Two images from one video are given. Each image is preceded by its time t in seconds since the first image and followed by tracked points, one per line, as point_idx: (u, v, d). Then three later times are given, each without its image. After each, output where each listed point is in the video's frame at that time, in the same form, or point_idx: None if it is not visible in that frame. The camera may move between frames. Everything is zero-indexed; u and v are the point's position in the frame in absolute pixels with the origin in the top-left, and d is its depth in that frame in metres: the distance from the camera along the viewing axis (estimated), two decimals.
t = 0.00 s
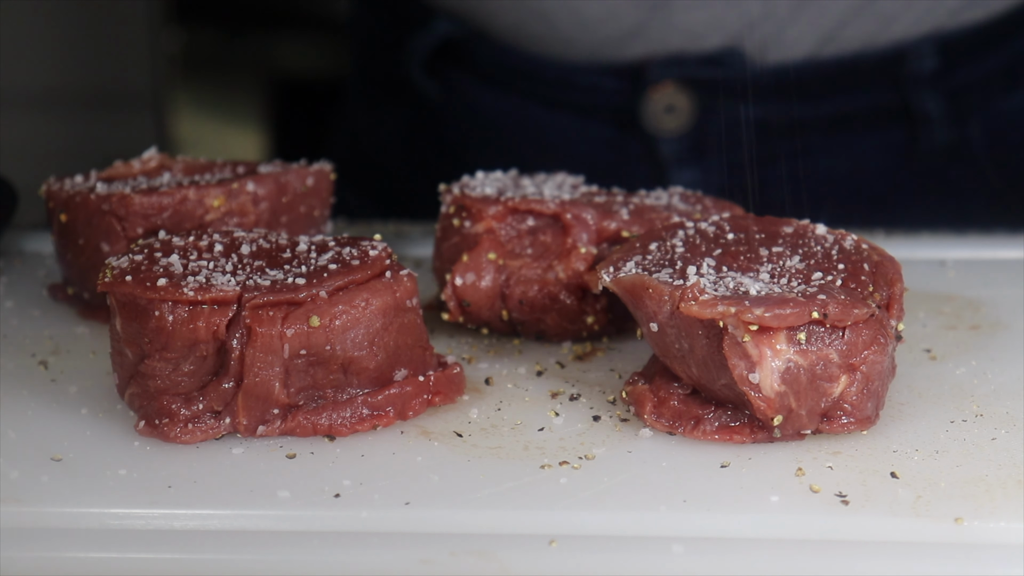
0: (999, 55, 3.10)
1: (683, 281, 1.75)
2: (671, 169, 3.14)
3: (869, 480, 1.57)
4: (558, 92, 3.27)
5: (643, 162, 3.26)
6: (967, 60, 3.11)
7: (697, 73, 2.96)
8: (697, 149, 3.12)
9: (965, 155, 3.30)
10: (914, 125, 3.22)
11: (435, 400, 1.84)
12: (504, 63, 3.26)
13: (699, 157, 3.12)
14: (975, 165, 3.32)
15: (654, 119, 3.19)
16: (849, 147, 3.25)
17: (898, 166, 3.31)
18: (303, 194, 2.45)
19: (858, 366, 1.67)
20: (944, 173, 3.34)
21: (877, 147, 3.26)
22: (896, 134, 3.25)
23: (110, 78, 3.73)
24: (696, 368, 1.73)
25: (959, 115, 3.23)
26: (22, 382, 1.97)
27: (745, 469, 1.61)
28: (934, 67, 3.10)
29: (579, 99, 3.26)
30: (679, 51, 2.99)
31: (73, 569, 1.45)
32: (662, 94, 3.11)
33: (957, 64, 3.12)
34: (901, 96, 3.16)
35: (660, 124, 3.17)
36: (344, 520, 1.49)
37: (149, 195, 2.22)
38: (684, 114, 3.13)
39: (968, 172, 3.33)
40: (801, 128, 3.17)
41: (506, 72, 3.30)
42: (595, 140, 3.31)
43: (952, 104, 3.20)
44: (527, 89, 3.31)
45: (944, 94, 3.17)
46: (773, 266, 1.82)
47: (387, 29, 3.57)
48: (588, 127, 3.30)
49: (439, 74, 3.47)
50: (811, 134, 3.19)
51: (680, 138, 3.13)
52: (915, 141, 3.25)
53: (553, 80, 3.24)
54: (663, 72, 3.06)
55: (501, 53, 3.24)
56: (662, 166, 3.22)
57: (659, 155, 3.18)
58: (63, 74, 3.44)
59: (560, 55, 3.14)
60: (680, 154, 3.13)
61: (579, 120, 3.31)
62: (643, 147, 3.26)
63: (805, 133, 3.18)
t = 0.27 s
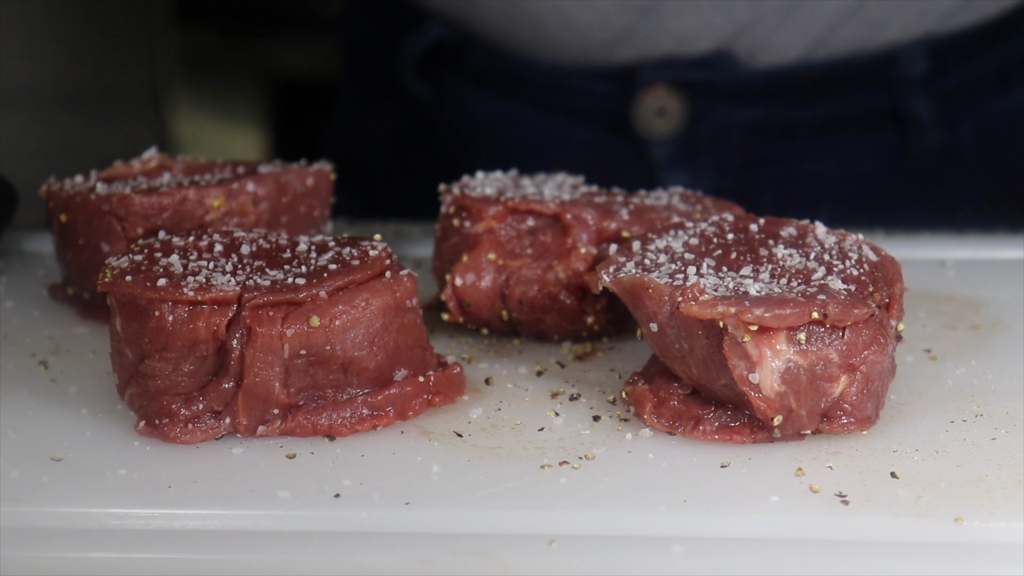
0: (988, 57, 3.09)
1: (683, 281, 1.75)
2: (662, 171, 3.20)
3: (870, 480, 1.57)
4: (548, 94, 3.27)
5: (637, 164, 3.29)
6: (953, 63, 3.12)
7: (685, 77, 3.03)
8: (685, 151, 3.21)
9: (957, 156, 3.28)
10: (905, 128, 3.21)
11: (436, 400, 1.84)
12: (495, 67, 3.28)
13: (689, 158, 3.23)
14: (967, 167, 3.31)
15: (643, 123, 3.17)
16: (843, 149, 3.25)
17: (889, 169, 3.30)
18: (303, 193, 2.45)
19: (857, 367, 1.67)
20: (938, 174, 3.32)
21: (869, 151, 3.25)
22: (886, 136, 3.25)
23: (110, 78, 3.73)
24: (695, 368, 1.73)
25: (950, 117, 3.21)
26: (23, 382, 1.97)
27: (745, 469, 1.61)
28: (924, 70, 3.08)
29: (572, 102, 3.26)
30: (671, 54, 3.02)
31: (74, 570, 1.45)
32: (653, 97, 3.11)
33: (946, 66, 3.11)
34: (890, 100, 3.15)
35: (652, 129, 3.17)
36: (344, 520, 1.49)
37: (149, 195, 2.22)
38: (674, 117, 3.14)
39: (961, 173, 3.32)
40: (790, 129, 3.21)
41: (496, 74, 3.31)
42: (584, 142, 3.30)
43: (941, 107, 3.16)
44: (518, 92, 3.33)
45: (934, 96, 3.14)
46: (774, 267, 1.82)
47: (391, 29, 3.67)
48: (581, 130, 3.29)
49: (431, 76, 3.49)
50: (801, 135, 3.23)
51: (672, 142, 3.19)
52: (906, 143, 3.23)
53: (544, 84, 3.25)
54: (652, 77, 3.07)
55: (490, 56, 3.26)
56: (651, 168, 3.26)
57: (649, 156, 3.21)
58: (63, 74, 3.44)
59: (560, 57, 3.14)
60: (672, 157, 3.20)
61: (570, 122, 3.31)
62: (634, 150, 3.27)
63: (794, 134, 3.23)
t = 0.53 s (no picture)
0: (964, 50, 3.07)
1: (684, 281, 1.75)
2: (638, 162, 3.23)
3: (870, 480, 1.57)
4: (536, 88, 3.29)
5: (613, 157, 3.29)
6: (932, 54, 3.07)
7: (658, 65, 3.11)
8: (663, 142, 3.24)
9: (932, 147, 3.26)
10: (879, 120, 3.19)
11: (435, 400, 1.84)
12: (478, 60, 3.30)
13: (667, 149, 3.25)
14: (941, 158, 3.29)
15: (619, 115, 3.22)
16: (815, 141, 3.26)
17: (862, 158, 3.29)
18: (303, 193, 2.45)
19: (857, 367, 1.67)
20: (912, 165, 3.31)
21: (839, 141, 3.25)
22: (860, 127, 3.22)
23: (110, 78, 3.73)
24: (695, 368, 1.73)
25: (926, 109, 3.18)
26: (23, 382, 1.97)
27: (745, 469, 1.61)
28: (899, 61, 3.05)
29: (557, 95, 3.28)
30: (644, 44, 3.11)
31: (74, 570, 1.44)
32: (631, 88, 3.16)
33: (926, 59, 3.07)
34: (863, 91, 3.13)
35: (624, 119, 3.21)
36: (344, 520, 1.49)
37: (149, 196, 2.22)
38: (649, 108, 3.19)
39: (934, 164, 3.31)
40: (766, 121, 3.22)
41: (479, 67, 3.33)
42: (565, 135, 3.30)
43: (917, 100, 3.15)
44: (500, 85, 3.34)
45: (907, 88, 3.11)
46: (774, 267, 1.82)
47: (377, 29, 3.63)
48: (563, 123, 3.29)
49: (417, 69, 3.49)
50: (773, 127, 3.23)
51: (648, 133, 3.22)
52: (880, 133, 3.22)
53: (528, 75, 3.27)
54: (630, 66, 3.13)
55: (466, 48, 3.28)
56: (628, 160, 3.28)
57: (626, 148, 3.24)
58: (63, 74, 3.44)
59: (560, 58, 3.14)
60: (647, 148, 3.23)
61: (554, 115, 3.32)
62: (612, 143, 3.28)
63: (769, 125, 3.23)
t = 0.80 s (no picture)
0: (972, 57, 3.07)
1: (683, 281, 1.75)
2: (647, 170, 3.24)
3: (870, 480, 1.57)
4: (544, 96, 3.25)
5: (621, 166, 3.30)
6: (943, 61, 3.07)
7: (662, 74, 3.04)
8: (671, 150, 3.24)
9: (941, 160, 3.28)
10: (888, 126, 3.19)
11: (435, 400, 1.84)
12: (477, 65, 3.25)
13: (674, 157, 3.25)
14: (950, 165, 3.29)
15: (626, 122, 3.19)
16: (825, 148, 3.25)
17: (870, 167, 3.30)
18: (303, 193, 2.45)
19: (857, 367, 1.67)
20: (922, 174, 3.32)
21: (849, 150, 3.25)
22: (868, 135, 3.23)
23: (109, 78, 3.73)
24: (695, 368, 1.73)
25: (934, 117, 3.18)
26: (23, 381, 1.97)
27: (745, 469, 1.61)
28: (909, 70, 3.07)
29: (563, 102, 3.23)
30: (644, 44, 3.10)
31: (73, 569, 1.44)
32: (637, 95, 3.11)
33: (931, 66, 3.07)
34: (874, 98, 3.11)
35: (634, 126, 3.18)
36: (345, 520, 1.49)
37: (149, 196, 2.23)
38: (658, 115, 3.16)
39: (943, 172, 3.31)
40: (773, 127, 3.20)
41: (483, 75, 3.29)
42: (571, 140, 3.31)
43: (926, 108, 3.15)
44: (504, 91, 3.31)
45: (919, 95, 3.12)
46: (774, 266, 1.82)
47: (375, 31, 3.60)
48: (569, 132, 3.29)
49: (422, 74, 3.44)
50: (781, 133, 3.22)
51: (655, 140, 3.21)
52: (890, 141, 3.22)
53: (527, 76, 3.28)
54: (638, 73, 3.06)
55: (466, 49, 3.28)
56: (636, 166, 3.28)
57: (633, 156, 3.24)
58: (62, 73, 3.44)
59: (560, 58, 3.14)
60: (655, 155, 3.23)
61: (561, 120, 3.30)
62: (617, 148, 3.28)
63: (776, 132, 3.22)
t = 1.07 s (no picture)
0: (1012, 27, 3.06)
1: (683, 281, 1.75)
2: (663, 117, 3.14)
3: (870, 480, 1.57)
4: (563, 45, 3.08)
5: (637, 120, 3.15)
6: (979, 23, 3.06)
7: (685, 13, 3.04)
8: (689, 96, 3.15)
9: (977, 121, 3.15)
10: (919, 84, 3.10)
11: (434, 401, 1.84)
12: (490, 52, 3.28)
13: (691, 105, 3.17)
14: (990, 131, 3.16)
15: (643, 68, 3.12)
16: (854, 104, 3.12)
17: (902, 127, 3.16)
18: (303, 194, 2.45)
19: (857, 367, 1.67)
20: (960, 137, 3.18)
21: (881, 106, 3.11)
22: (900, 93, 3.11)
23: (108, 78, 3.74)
24: (695, 368, 1.73)
25: (970, 80, 3.11)
26: (23, 381, 1.97)
27: (745, 469, 1.61)
28: (943, 29, 3.05)
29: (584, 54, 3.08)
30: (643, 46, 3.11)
31: (72, 570, 1.44)
32: (654, 35, 3.08)
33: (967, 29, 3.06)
34: (903, 53, 3.07)
35: (649, 72, 3.12)
36: (345, 520, 1.49)
37: (149, 197, 2.22)
38: (676, 57, 3.10)
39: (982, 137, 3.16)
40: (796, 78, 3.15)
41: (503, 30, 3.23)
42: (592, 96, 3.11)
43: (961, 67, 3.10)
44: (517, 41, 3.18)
45: (952, 57, 3.08)
46: (774, 267, 1.82)
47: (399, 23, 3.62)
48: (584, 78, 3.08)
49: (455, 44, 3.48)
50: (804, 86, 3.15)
51: (674, 87, 3.12)
52: (920, 99, 3.11)
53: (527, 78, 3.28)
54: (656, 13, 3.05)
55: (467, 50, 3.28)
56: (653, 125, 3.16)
57: (651, 104, 3.13)
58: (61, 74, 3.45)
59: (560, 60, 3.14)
60: (672, 103, 3.14)
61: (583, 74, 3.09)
62: (636, 100, 3.14)
63: (801, 81, 3.14)
